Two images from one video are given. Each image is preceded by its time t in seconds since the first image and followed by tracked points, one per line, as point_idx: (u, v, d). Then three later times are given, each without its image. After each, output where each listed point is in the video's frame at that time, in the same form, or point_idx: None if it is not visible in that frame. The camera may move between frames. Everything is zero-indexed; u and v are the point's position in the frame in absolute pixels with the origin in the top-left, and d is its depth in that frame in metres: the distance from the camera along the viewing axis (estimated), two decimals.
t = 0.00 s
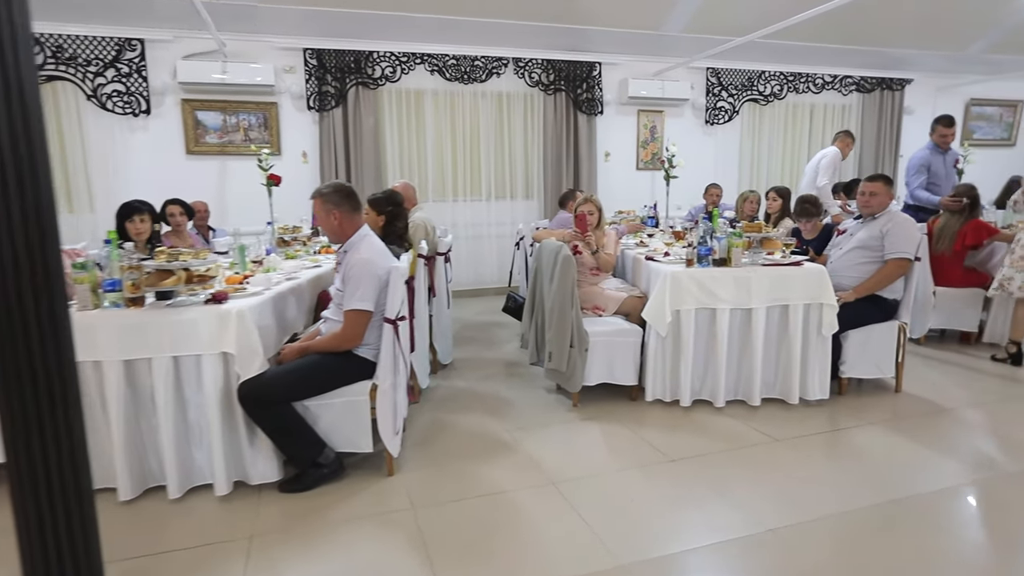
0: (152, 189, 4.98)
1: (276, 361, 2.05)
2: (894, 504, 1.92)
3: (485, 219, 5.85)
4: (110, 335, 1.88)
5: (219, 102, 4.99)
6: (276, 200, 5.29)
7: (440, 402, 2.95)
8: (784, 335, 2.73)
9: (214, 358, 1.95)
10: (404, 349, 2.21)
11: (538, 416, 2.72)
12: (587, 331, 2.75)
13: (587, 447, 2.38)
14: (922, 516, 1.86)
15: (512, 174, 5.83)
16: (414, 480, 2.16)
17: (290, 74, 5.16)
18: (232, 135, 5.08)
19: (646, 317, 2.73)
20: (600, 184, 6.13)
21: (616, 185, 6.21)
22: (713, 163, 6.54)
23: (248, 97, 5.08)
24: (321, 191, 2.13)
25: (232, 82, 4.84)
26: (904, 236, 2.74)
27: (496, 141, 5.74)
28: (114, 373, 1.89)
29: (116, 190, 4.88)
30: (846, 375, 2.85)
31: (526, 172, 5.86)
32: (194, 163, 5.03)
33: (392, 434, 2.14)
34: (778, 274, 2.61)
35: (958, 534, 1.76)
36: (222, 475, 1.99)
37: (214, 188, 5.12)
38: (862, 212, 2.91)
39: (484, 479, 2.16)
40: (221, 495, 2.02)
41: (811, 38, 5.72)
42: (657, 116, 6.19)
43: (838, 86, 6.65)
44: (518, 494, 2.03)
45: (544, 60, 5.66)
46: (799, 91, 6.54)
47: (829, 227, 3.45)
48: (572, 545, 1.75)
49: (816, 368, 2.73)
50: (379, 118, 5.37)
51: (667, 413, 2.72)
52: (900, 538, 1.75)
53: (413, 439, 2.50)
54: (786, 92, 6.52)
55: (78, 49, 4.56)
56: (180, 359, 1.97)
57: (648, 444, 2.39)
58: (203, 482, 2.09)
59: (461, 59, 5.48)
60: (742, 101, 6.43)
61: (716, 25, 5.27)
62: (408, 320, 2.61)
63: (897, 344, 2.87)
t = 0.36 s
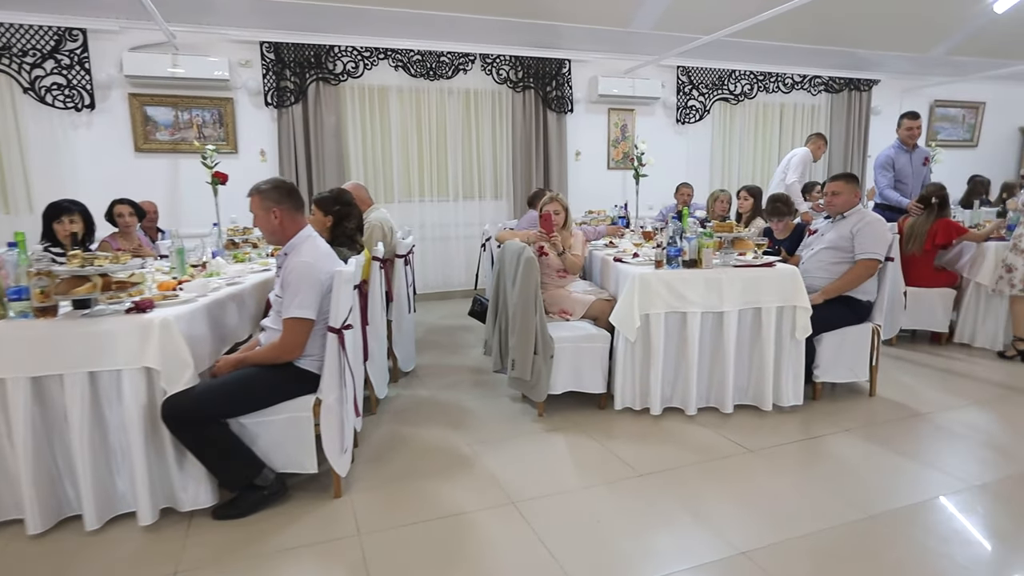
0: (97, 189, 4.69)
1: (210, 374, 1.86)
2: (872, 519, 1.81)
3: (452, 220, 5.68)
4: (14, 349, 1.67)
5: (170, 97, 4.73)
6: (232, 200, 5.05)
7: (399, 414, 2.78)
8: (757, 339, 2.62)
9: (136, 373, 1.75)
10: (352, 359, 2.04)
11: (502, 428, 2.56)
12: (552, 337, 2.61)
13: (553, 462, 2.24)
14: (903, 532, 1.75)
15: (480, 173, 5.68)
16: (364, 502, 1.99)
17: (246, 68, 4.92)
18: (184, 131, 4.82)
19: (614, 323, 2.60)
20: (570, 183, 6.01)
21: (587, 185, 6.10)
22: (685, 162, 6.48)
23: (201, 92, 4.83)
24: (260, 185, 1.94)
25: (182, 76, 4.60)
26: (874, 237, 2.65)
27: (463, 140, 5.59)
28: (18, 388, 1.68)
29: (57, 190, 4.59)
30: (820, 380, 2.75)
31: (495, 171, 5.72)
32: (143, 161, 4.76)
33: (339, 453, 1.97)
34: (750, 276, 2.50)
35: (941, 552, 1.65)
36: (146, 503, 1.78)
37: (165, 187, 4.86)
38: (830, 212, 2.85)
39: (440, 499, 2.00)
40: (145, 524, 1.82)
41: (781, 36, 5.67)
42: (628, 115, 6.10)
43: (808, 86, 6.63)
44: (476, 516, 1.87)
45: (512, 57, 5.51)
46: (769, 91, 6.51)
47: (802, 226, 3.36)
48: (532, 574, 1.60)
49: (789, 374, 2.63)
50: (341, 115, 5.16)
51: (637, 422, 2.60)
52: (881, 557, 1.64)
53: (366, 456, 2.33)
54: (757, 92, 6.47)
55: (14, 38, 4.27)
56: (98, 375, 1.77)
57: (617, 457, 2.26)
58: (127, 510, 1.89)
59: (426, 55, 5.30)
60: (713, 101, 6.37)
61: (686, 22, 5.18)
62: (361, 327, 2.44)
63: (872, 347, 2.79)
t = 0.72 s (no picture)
0: (58, 187, 4.49)
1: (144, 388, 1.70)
2: (864, 543, 1.67)
3: (432, 220, 5.53)
4: None
5: (135, 92, 4.53)
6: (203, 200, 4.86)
7: (364, 426, 2.61)
8: (741, 345, 2.49)
9: (54, 390, 1.57)
10: (302, 371, 1.88)
11: (472, 441, 2.41)
12: (524, 344, 2.45)
13: (524, 479, 2.08)
14: (897, 557, 1.61)
15: (461, 172, 5.53)
16: (316, 526, 1.83)
17: (216, 63, 4.74)
18: (150, 128, 4.63)
19: (590, 329, 2.45)
20: (554, 182, 5.87)
21: (571, 184, 5.96)
22: (671, 161, 6.36)
23: (168, 87, 4.64)
24: (195, 181, 1.77)
25: (147, 70, 4.40)
26: (855, 239, 2.53)
27: (443, 137, 5.43)
28: None
29: (16, 188, 4.38)
30: (808, 388, 2.62)
31: (476, 170, 5.57)
32: (107, 159, 4.57)
33: (288, 473, 1.81)
34: (734, 279, 2.36)
35: None
36: (68, 533, 1.61)
37: (131, 186, 4.66)
38: (810, 217, 2.72)
39: (398, 523, 1.84)
40: (68, 556, 1.64)
41: (768, 33, 5.56)
42: (613, 112, 5.97)
43: (795, 84, 6.53)
44: (434, 542, 1.72)
45: (493, 53, 5.36)
46: (756, 89, 6.39)
47: (788, 226, 3.23)
48: None
49: (775, 382, 2.50)
50: (316, 112, 4.99)
51: (616, 434, 2.45)
52: None
53: (324, 474, 2.17)
54: (743, 90, 6.36)
55: None
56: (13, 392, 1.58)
57: (592, 473, 2.11)
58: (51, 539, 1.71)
59: (404, 50, 5.14)
60: (700, 99, 6.25)
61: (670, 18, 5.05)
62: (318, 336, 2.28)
63: (862, 353, 2.66)
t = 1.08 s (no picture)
0: (30, 185, 4.33)
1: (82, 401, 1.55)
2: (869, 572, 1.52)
3: (421, 220, 5.38)
4: None
5: (111, 88, 4.38)
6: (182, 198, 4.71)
7: (337, 437, 2.46)
8: (736, 353, 2.34)
9: None
10: (258, 382, 1.73)
11: (450, 454, 2.26)
12: (506, 351, 2.31)
13: (501, 498, 1.93)
14: None
15: (450, 171, 5.38)
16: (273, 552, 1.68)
17: (195, 58, 4.59)
18: (127, 124, 4.47)
19: (575, 335, 2.30)
20: (546, 181, 5.72)
21: (564, 183, 5.82)
22: (666, 160, 6.22)
23: (146, 82, 4.49)
24: (152, 173, 1.62)
25: (122, 65, 4.25)
26: (852, 241, 2.40)
27: (432, 135, 5.28)
28: None
29: None
30: (807, 397, 2.48)
31: (466, 169, 5.42)
32: (82, 156, 4.41)
33: (242, 494, 1.66)
34: (728, 282, 2.22)
35: None
36: None
37: (108, 184, 4.51)
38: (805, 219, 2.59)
39: (363, 547, 1.69)
40: None
41: (765, 28, 5.42)
42: (607, 110, 5.83)
43: (793, 82, 6.39)
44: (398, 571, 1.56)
45: (483, 48, 5.21)
46: (754, 86, 6.24)
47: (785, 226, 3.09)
48: None
49: (773, 391, 2.36)
50: (299, 109, 4.84)
51: (603, 447, 2.30)
52: None
53: (288, 491, 2.02)
54: (741, 87, 6.21)
55: None
56: None
57: (575, 491, 1.96)
58: None
59: (391, 45, 4.99)
60: (696, 96, 6.11)
61: (665, 12, 4.90)
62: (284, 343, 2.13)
63: (864, 361, 2.52)
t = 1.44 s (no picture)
0: None
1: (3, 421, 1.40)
2: None
3: (408, 220, 5.22)
4: None
5: (82, 82, 4.21)
6: (159, 197, 4.54)
7: (307, 452, 2.30)
8: (733, 362, 2.19)
9: None
10: (206, 399, 1.56)
11: (425, 472, 2.10)
12: (487, 362, 2.15)
13: (476, 522, 1.78)
14: None
15: (438, 169, 5.22)
16: None
17: (171, 51, 4.41)
18: (100, 120, 4.30)
19: (560, 344, 2.14)
20: (537, 180, 5.56)
21: (555, 182, 5.66)
22: (661, 158, 6.07)
23: (119, 77, 4.31)
24: (85, 166, 1.45)
25: (93, 58, 4.07)
26: (853, 243, 2.25)
27: (419, 132, 5.12)
28: None
29: None
30: (808, 409, 2.33)
31: (454, 167, 5.26)
32: (53, 154, 4.24)
33: (187, 524, 1.50)
34: (725, 287, 2.07)
35: None
36: None
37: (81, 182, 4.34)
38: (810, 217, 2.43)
39: None
40: None
41: (762, 24, 5.27)
42: (600, 106, 5.68)
43: (790, 79, 6.25)
44: None
45: (472, 42, 5.04)
46: (750, 83, 6.10)
47: (786, 227, 2.92)
48: None
49: (771, 403, 2.21)
50: (281, 105, 4.67)
51: (590, 463, 2.15)
52: None
53: (246, 514, 1.86)
54: (737, 84, 6.07)
55: None
56: None
57: (557, 514, 1.80)
58: None
59: (376, 39, 4.82)
60: (691, 93, 5.96)
61: (659, 6, 4.75)
62: (245, 353, 1.96)
63: (868, 370, 2.37)
